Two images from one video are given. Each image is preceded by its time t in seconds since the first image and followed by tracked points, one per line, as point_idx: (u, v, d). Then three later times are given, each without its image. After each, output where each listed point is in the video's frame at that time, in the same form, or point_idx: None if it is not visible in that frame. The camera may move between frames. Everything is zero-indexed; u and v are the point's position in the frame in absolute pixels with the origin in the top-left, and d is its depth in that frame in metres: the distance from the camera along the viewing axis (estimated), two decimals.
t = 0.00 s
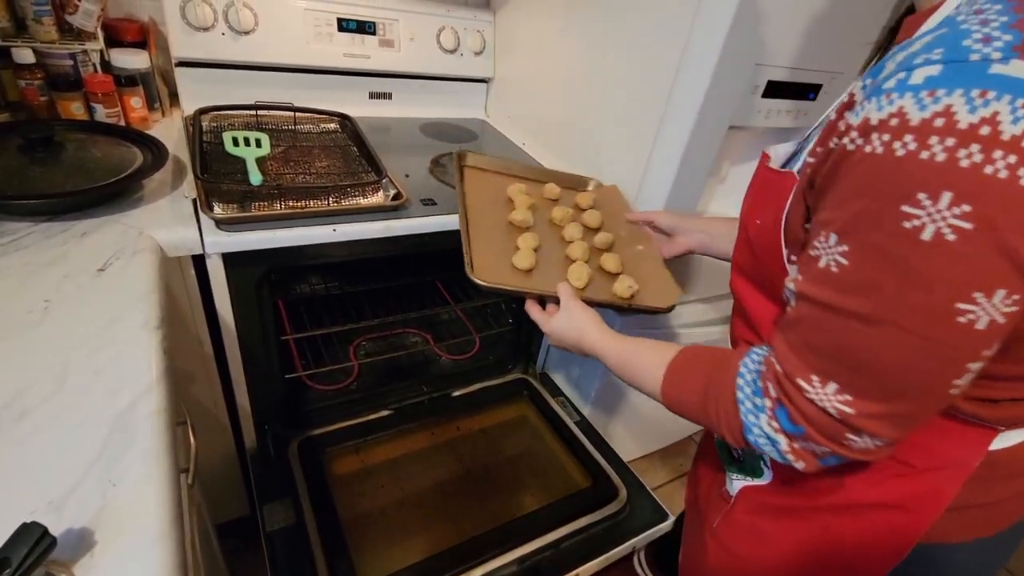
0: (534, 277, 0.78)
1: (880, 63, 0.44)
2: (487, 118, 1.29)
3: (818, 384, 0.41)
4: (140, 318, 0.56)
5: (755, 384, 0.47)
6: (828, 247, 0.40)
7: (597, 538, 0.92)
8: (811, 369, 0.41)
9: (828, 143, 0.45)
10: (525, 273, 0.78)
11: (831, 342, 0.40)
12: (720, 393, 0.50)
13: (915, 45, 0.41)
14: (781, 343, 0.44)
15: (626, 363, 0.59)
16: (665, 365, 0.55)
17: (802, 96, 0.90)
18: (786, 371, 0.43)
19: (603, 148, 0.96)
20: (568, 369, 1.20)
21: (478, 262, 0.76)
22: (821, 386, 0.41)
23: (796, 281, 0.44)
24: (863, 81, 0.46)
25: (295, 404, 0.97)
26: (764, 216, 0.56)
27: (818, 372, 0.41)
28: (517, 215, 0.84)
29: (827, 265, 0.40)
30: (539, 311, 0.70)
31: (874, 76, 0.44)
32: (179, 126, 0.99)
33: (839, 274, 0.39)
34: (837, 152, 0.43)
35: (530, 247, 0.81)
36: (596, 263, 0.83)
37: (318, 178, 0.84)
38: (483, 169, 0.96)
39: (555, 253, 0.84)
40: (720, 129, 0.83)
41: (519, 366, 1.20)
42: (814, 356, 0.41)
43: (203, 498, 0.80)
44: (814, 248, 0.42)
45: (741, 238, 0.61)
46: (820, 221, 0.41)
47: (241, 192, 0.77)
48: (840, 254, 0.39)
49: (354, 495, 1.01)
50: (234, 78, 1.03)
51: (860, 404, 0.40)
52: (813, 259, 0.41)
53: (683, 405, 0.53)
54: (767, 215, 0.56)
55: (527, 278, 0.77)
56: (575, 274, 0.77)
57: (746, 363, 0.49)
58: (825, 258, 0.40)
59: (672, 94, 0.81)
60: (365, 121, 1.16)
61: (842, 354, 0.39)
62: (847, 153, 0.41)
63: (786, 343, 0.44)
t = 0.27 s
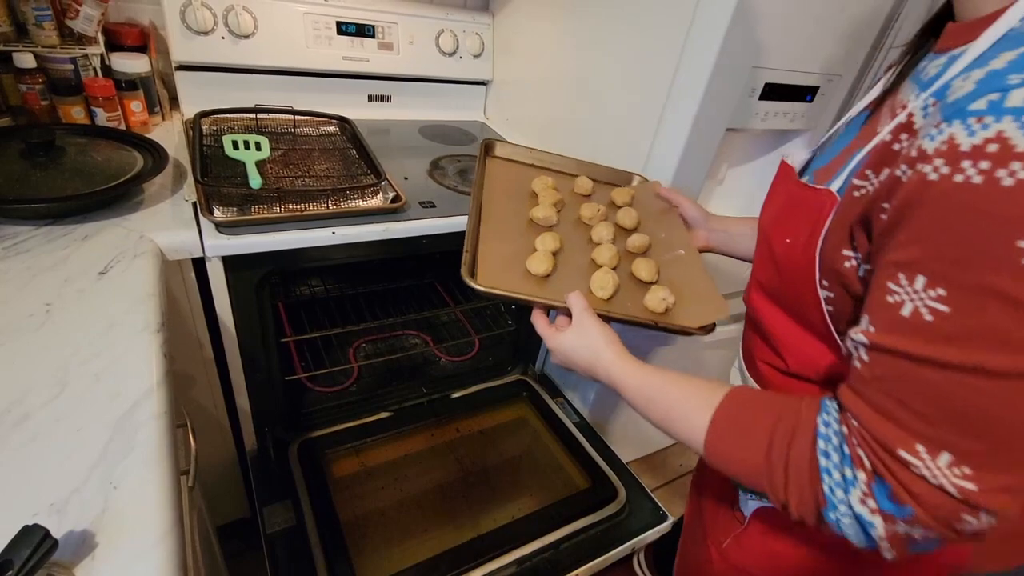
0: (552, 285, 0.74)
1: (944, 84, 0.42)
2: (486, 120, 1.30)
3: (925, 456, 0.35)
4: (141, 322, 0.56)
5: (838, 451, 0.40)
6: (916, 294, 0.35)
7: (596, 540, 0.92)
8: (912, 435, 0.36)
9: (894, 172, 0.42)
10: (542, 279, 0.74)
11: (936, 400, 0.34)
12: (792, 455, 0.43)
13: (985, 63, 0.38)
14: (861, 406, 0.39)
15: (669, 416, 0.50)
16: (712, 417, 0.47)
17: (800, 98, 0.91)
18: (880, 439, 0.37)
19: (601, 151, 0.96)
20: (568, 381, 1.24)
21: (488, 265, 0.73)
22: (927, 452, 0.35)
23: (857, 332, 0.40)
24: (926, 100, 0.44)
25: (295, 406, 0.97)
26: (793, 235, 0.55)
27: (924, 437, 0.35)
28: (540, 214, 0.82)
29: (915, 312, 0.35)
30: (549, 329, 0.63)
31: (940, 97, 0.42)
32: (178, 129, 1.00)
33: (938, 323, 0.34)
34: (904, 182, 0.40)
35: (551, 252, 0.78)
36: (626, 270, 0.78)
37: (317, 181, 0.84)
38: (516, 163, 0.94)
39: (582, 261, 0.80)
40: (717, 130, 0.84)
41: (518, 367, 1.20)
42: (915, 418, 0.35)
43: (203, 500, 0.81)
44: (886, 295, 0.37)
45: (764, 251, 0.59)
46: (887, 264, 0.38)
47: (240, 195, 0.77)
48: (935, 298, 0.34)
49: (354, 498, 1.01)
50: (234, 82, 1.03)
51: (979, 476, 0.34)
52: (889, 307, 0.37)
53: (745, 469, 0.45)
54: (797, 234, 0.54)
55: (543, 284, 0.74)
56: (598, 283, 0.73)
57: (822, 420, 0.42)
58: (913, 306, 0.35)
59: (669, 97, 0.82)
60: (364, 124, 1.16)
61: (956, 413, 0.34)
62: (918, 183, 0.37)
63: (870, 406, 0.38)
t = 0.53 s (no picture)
0: (545, 334, 0.72)
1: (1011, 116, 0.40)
2: (485, 122, 1.30)
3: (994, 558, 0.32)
4: (141, 324, 0.57)
5: (879, 553, 0.36)
6: (983, 357, 0.32)
7: (594, 541, 0.93)
8: (978, 534, 0.32)
9: (953, 212, 0.41)
10: (535, 327, 0.72)
11: (1015, 495, 0.30)
12: (826, 547, 0.37)
13: None
14: (911, 494, 0.35)
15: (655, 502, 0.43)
16: (722, 497, 0.42)
17: (797, 99, 0.91)
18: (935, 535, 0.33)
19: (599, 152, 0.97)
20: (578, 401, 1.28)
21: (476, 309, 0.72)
22: (1003, 561, 0.32)
23: (905, 401, 0.36)
24: (995, 130, 0.41)
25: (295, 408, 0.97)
26: (822, 270, 0.56)
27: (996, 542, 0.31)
28: (549, 257, 0.80)
29: (990, 383, 0.32)
30: (524, 384, 0.57)
31: (1012, 125, 0.40)
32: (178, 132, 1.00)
33: (1016, 401, 0.31)
34: (972, 227, 0.37)
35: (552, 299, 0.76)
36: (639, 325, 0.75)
37: (317, 183, 0.84)
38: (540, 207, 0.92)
39: (589, 311, 0.78)
40: (713, 132, 0.84)
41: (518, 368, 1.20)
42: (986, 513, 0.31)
43: (204, 502, 0.81)
44: (944, 359, 0.34)
45: (793, 281, 0.60)
46: (942, 326, 0.35)
47: (240, 197, 0.77)
48: (1014, 371, 0.31)
49: (354, 499, 1.02)
50: (233, 84, 1.04)
51: None
52: (950, 376, 0.33)
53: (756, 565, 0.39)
54: (827, 268, 0.55)
55: (535, 334, 0.72)
56: (598, 336, 0.70)
57: (857, 516, 0.37)
58: (984, 374, 0.32)
59: (667, 99, 0.82)
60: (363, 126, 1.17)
61: None
62: (990, 228, 0.34)
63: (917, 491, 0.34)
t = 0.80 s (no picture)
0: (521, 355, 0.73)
1: None
2: (484, 124, 1.30)
3: None
4: (141, 326, 0.57)
5: None
6: (1020, 374, 0.29)
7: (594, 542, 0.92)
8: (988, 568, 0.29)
9: (992, 227, 0.38)
10: (512, 347, 0.73)
11: None
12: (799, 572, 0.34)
13: None
14: (905, 513, 0.31)
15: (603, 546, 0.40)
16: (680, 537, 0.37)
17: (795, 101, 0.91)
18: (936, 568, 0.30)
19: (597, 154, 0.97)
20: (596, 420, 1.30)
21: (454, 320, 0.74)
22: None
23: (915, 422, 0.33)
24: None
25: (295, 410, 0.97)
26: (840, 281, 0.55)
27: None
28: (552, 284, 0.82)
29: None
30: (472, 401, 0.54)
31: None
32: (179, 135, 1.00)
33: None
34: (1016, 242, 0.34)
35: (541, 324, 0.77)
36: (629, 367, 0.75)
37: (316, 185, 0.85)
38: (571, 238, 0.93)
39: (582, 343, 0.78)
40: (710, 134, 0.84)
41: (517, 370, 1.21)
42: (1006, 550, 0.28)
43: (204, 504, 0.81)
44: (975, 377, 0.30)
45: (809, 288, 0.60)
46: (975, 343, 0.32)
47: (240, 200, 0.78)
48: None
49: (354, 501, 1.03)
50: (233, 87, 1.04)
51: None
52: (977, 397, 0.30)
53: None
54: (847, 280, 0.55)
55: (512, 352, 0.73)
56: (576, 366, 0.70)
57: (833, 546, 0.34)
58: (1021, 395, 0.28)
59: (664, 101, 0.83)
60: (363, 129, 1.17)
61: None
62: None
63: (919, 515, 0.31)
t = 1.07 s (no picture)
0: (497, 332, 0.76)
1: None
2: (483, 125, 1.30)
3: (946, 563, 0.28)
4: (139, 328, 0.57)
5: (815, 568, 0.31)
6: (988, 349, 0.28)
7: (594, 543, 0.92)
8: (944, 538, 0.27)
9: (982, 219, 0.38)
10: (489, 324, 0.76)
11: (1002, 497, 0.26)
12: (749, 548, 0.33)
13: None
14: (866, 479, 0.30)
15: (556, 523, 0.38)
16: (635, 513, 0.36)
17: (794, 101, 0.91)
18: (896, 537, 0.29)
19: (596, 155, 0.97)
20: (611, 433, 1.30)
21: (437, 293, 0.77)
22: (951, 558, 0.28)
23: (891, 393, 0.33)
24: None
25: (295, 411, 0.97)
26: (838, 279, 0.55)
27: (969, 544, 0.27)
28: (551, 277, 0.84)
29: (988, 374, 0.28)
30: (436, 380, 0.54)
31: None
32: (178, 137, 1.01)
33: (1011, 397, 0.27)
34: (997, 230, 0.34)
35: (526, 310, 0.80)
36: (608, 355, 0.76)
37: (315, 186, 0.85)
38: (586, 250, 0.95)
39: (566, 328, 0.80)
40: (709, 134, 0.84)
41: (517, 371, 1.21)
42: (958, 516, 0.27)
43: (203, 506, 0.81)
44: (947, 349, 0.31)
45: (810, 287, 0.60)
46: (957, 316, 0.31)
47: (239, 202, 0.78)
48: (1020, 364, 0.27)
49: (354, 502, 1.03)
50: (232, 89, 1.04)
51: None
52: (949, 368, 0.30)
53: None
54: (845, 277, 0.55)
55: (488, 327, 0.76)
56: (545, 341, 0.71)
57: (780, 512, 0.34)
58: (985, 364, 0.28)
59: (663, 101, 0.83)
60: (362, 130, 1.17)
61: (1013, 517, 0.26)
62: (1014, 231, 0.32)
63: (881, 486, 0.29)
